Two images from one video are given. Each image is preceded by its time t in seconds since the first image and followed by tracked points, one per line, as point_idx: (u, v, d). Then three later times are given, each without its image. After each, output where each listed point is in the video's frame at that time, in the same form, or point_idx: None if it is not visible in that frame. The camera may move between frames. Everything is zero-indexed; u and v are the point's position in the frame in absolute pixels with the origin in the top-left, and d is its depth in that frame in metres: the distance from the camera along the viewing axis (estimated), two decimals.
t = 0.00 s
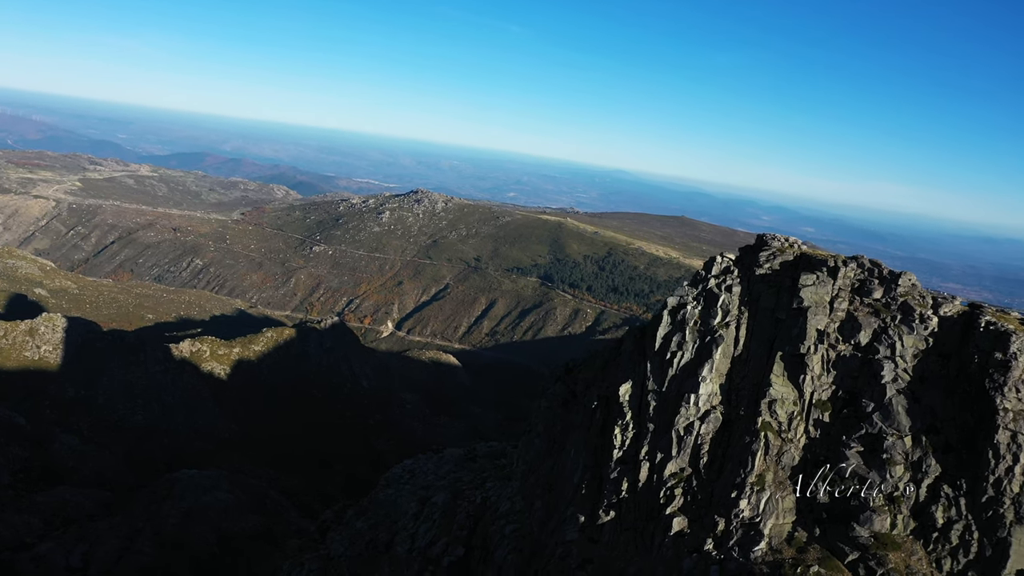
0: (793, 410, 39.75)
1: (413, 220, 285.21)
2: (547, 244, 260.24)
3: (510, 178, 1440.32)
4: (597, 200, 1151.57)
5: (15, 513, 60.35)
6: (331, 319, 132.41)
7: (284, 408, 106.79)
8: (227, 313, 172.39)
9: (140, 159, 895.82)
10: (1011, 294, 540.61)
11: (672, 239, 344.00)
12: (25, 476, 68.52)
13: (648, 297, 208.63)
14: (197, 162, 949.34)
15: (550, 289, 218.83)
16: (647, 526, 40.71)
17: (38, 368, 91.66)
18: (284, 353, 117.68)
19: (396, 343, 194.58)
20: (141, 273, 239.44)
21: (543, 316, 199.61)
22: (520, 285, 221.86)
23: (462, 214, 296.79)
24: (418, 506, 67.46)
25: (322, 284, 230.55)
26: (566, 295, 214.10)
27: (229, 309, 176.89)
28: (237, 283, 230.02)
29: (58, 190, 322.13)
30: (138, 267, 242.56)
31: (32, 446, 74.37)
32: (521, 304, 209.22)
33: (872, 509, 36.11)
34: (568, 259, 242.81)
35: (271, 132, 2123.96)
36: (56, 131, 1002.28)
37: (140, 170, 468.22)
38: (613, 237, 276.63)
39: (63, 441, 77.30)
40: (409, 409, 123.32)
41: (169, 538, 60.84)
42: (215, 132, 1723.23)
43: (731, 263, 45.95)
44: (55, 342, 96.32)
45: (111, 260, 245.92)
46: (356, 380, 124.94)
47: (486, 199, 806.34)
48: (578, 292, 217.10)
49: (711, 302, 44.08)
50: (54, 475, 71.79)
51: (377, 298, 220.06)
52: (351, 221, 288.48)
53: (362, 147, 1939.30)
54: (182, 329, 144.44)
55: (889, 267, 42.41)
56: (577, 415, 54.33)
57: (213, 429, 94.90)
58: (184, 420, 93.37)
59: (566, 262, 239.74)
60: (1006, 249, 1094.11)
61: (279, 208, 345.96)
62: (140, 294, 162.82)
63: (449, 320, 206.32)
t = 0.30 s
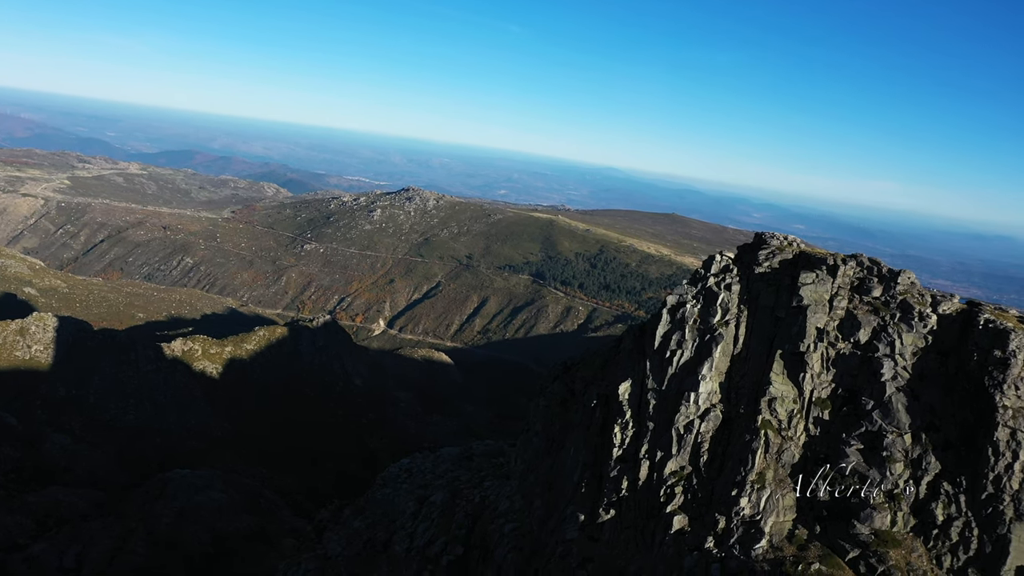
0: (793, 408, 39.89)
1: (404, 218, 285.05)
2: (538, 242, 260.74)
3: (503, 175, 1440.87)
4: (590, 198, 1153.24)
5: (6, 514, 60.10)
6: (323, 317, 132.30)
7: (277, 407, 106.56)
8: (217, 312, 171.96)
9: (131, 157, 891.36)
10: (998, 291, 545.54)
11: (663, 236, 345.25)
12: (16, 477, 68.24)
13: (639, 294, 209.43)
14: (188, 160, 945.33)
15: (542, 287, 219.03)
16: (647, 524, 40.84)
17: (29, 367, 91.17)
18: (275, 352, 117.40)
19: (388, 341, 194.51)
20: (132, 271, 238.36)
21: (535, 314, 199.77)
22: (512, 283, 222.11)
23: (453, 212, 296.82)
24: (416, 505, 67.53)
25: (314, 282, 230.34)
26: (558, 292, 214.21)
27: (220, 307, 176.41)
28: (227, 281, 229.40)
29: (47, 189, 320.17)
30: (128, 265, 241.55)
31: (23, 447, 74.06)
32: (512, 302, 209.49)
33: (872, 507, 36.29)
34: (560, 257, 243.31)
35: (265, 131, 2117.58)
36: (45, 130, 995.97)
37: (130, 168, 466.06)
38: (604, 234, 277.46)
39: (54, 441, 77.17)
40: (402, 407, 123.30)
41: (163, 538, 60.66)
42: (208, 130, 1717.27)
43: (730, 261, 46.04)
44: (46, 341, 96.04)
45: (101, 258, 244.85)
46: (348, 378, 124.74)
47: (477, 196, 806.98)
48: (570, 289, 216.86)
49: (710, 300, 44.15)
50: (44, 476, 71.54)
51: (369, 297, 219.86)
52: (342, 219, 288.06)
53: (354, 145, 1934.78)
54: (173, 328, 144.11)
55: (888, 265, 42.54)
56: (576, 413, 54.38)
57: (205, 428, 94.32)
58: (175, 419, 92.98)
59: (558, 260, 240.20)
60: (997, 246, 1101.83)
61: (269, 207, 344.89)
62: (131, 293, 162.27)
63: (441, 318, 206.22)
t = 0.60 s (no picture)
0: (789, 405, 40.09)
1: (392, 216, 284.46)
2: (527, 240, 261.01)
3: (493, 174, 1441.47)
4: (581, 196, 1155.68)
5: None
6: (311, 315, 132.28)
7: (268, 406, 106.21)
8: (205, 310, 170.96)
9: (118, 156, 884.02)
10: (982, 287, 551.71)
11: (651, 233, 346.88)
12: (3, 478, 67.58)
13: (628, 292, 210.31)
14: (175, 158, 937.87)
15: (531, 284, 219.17)
16: (644, 522, 40.98)
17: (15, 368, 90.02)
18: (265, 351, 116.94)
19: (377, 340, 194.07)
20: (118, 270, 236.43)
21: (525, 312, 199.94)
22: (501, 281, 222.15)
23: (441, 210, 296.57)
24: (410, 505, 67.51)
25: (302, 281, 229.48)
26: (547, 290, 214.32)
27: (208, 306, 175.36)
28: (215, 280, 228.10)
29: (31, 187, 316.76)
30: (115, 264, 239.57)
31: (10, 447, 73.36)
32: (501, 300, 209.60)
33: (868, 504, 36.51)
34: (549, 254, 243.70)
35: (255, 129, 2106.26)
36: (30, 128, 985.06)
37: (116, 167, 462.16)
38: (593, 232, 278.23)
39: (41, 441, 76.43)
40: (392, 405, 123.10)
41: (154, 539, 60.21)
42: (197, 128, 1706.07)
43: (726, 260, 46.19)
44: (32, 342, 95.44)
45: (87, 257, 242.61)
46: (338, 377, 124.51)
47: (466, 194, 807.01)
48: (559, 287, 216.88)
49: (706, 298, 44.28)
50: (32, 477, 70.93)
51: (357, 295, 219.31)
52: (330, 217, 286.96)
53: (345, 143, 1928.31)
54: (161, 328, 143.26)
55: (883, 264, 42.80)
56: (572, 412, 54.45)
57: (193, 427, 93.64)
58: (164, 420, 92.36)
59: (546, 258, 240.58)
60: (983, 243, 1114.17)
61: (257, 205, 343.01)
62: (119, 292, 161.16)
63: (430, 316, 205.94)
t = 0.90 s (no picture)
0: (781, 402, 40.43)
1: (376, 214, 283.24)
2: (511, 238, 261.19)
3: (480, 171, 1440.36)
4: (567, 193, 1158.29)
5: None
6: (297, 314, 131.86)
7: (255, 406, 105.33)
8: (188, 310, 169.25)
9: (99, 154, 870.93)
10: (961, 282, 561.43)
11: (635, 230, 348.91)
12: None
13: (612, 289, 211.43)
14: (157, 157, 926.09)
15: (516, 282, 219.46)
16: (637, 519, 41.18)
17: None
18: (250, 350, 115.91)
19: (362, 338, 193.13)
20: (99, 270, 233.16)
21: (509, 310, 200.12)
22: (485, 279, 222.05)
23: (426, 208, 295.94)
24: (401, 504, 67.33)
25: (286, 279, 227.78)
26: (532, 287, 214.75)
27: (191, 306, 173.51)
28: (198, 279, 225.62)
29: (8, 185, 311.12)
30: (95, 263, 236.17)
31: None
32: (486, 297, 209.60)
33: (861, 500, 36.89)
34: (533, 252, 244.10)
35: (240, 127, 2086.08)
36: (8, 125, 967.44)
37: (96, 165, 455.81)
38: (577, 229, 279.10)
39: (24, 443, 75.30)
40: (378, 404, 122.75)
41: (140, 541, 59.44)
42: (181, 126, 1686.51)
43: (718, 258, 46.40)
44: (14, 342, 93.42)
45: (67, 256, 238.89)
46: (323, 376, 123.87)
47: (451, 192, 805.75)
48: (544, 284, 217.39)
49: (698, 297, 44.50)
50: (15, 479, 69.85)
51: (342, 294, 218.19)
52: (314, 215, 285.05)
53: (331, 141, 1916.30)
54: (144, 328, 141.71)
55: (874, 261, 43.29)
56: (564, 410, 54.53)
57: (177, 428, 92.53)
58: (149, 420, 91.35)
59: (531, 256, 240.95)
60: (962, 239, 1132.65)
61: (240, 203, 339.92)
62: (101, 292, 159.00)
63: (414, 314, 205.35)
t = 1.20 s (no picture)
0: (771, 400, 40.80)
1: (358, 212, 281.59)
2: (494, 236, 261.24)
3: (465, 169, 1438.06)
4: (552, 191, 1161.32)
5: None
6: (279, 314, 131.01)
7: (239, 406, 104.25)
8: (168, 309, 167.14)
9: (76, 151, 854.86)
10: (937, 278, 571.82)
11: (616, 228, 350.91)
12: None
13: (594, 286, 212.48)
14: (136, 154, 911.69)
15: (499, 280, 219.56)
16: (628, 517, 41.33)
17: None
18: (232, 349, 114.78)
19: (344, 337, 191.81)
20: (77, 269, 229.07)
21: (492, 308, 200.10)
22: (468, 277, 221.81)
23: (408, 206, 294.93)
24: (391, 504, 66.89)
25: (267, 278, 225.54)
26: (515, 285, 215.03)
27: (172, 305, 171.23)
28: (178, 278, 222.55)
29: None
30: (73, 263, 231.98)
31: None
32: (469, 295, 209.44)
33: (850, 496, 37.29)
34: (516, 250, 244.43)
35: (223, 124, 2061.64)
36: None
37: (73, 163, 448.30)
38: (559, 227, 279.95)
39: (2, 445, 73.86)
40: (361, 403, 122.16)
41: (124, 543, 58.54)
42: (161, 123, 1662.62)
43: (707, 256, 46.74)
44: None
45: (44, 255, 234.37)
46: (306, 376, 123.01)
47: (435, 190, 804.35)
48: (527, 282, 217.82)
49: (687, 295, 44.80)
50: None
51: (324, 292, 216.62)
52: (295, 213, 282.64)
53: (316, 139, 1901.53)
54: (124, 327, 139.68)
55: (861, 260, 43.94)
56: (554, 409, 54.59)
57: (159, 428, 91.25)
58: (131, 421, 90.12)
59: (514, 254, 241.30)
60: (940, 236, 1153.44)
61: (220, 202, 335.97)
62: (79, 291, 156.42)
63: (397, 312, 204.49)
